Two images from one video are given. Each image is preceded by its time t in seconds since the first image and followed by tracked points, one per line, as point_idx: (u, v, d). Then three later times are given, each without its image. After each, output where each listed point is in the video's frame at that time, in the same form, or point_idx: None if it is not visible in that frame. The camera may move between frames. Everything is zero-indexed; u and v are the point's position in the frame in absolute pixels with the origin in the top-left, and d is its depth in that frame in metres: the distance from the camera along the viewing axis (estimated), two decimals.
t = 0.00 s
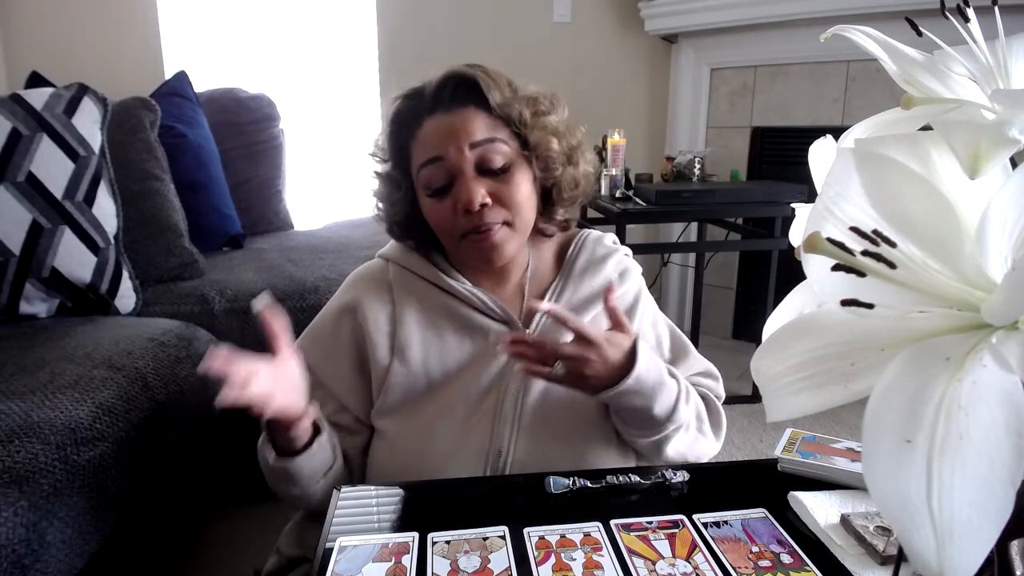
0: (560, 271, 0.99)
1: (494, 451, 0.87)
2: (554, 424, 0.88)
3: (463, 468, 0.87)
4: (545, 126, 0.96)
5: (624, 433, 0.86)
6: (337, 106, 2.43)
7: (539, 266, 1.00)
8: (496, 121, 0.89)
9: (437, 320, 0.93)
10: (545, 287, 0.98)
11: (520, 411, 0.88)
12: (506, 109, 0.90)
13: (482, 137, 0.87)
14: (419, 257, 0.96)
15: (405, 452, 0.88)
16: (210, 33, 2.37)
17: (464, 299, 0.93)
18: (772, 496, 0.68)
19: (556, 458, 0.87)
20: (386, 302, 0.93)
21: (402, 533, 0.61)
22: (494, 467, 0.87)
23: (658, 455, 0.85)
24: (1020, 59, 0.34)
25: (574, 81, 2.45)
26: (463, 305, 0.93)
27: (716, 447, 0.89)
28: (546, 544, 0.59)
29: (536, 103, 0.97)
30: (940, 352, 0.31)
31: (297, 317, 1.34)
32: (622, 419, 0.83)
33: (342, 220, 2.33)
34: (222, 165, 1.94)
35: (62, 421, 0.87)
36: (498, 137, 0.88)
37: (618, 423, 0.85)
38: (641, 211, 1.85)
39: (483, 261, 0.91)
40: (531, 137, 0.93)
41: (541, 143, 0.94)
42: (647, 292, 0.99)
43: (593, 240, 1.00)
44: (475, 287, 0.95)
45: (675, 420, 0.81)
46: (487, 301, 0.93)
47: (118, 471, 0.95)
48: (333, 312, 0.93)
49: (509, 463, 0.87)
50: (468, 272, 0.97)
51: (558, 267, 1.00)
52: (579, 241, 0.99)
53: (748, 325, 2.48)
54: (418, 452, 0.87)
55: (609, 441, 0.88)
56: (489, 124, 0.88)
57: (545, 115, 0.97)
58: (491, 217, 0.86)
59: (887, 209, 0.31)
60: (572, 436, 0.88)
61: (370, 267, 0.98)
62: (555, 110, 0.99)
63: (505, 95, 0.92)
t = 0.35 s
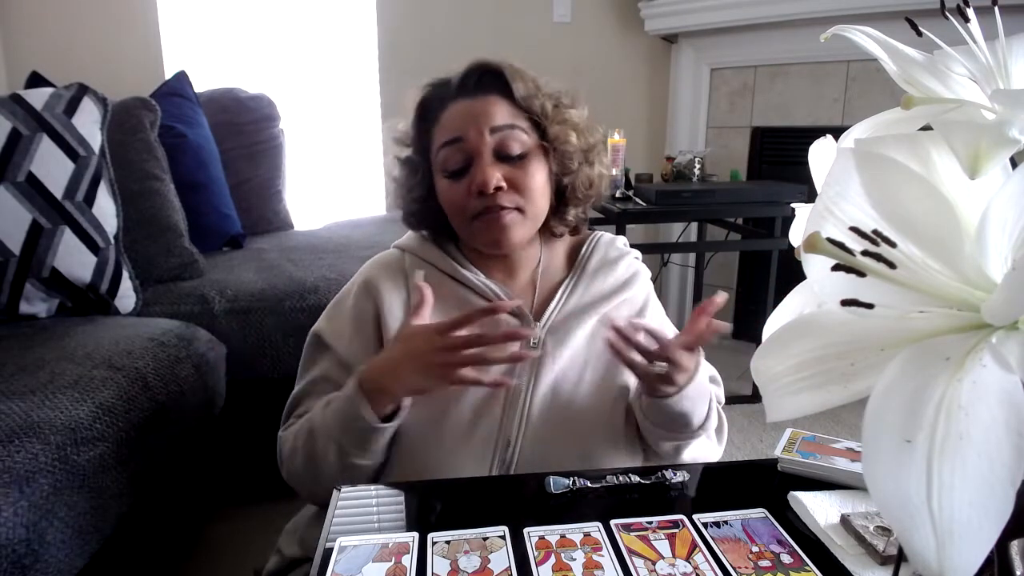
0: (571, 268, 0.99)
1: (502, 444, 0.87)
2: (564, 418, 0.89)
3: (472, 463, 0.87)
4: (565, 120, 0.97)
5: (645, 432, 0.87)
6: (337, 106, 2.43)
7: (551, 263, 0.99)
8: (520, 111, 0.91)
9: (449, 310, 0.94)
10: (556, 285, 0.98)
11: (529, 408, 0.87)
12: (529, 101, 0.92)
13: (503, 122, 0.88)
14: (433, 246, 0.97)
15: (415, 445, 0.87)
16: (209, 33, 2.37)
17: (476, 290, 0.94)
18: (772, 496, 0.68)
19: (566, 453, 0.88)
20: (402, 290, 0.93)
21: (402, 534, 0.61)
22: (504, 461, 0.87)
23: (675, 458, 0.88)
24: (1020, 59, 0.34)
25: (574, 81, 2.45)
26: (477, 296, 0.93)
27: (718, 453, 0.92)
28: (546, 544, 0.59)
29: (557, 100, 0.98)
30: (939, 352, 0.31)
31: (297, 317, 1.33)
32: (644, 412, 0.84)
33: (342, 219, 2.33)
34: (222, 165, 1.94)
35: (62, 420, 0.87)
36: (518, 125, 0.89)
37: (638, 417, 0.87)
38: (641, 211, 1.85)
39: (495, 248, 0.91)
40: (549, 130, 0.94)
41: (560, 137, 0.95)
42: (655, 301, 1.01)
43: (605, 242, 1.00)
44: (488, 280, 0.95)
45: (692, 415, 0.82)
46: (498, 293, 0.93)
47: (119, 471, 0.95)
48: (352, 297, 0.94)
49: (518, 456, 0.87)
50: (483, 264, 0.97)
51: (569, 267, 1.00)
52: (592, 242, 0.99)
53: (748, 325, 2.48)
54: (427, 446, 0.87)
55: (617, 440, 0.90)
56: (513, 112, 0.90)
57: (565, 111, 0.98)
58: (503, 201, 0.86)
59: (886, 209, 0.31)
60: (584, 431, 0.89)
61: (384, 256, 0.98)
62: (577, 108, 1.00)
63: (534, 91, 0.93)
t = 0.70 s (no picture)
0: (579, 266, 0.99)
1: (508, 436, 0.88)
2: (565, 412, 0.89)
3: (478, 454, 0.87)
4: (581, 122, 0.97)
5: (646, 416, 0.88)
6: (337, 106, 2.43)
7: (558, 260, 0.99)
8: (538, 111, 0.91)
9: (457, 302, 0.93)
10: (562, 282, 0.97)
11: (536, 400, 0.89)
12: (547, 102, 0.92)
13: (521, 123, 0.88)
14: (442, 240, 0.97)
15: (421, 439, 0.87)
16: (210, 33, 2.37)
17: (483, 282, 0.93)
18: (772, 496, 0.68)
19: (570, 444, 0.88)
20: (411, 283, 0.93)
21: (402, 534, 0.61)
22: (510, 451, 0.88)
23: (680, 444, 0.88)
24: (1020, 59, 0.34)
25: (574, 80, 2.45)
26: (483, 287, 0.93)
27: (722, 443, 0.92)
28: (546, 544, 0.59)
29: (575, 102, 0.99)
30: (939, 352, 0.31)
31: (297, 317, 1.33)
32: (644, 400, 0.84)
33: (342, 219, 2.33)
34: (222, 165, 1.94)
35: (62, 420, 0.87)
36: (535, 126, 0.89)
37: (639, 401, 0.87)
38: (641, 211, 1.85)
39: (503, 245, 0.91)
40: (565, 130, 0.94)
41: (574, 138, 0.95)
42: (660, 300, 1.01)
43: (612, 242, 1.00)
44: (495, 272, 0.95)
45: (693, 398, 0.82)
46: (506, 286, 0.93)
47: (119, 470, 0.95)
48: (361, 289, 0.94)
49: (524, 448, 0.88)
50: (491, 258, 0.97)
51: (576, 264, 1.00)
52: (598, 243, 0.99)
53: (748, 325, 2.48)
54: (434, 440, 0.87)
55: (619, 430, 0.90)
56: (530, 111, 0.90)
57: (581, 113, 0.98)
58: (518, 201, 0.86)
59: (886, 209, 0.31)
60: (588, 423, 0.89)
61: (394, 248, 0.98)
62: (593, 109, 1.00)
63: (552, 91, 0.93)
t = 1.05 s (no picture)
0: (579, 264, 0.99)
1: (507, 430, 0.88)
2: (563, 407, 0.89)
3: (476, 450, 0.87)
4: (590, 135, 0.98)
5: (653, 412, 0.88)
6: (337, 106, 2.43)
7: (558, 259, 0.99)
8: (547, 121, 0.91)
9: (458, 299, 0.93)
10: (563, 279, 0.97)
11: (535, 394, 0.89)
12: (557, 113, 0.92)
13: (531, 134, 0.88)
14: (443, 239, 0.97)
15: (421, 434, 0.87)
16: (210, 33, 2.37)
17: (485, 280, 0.94)
18: (772, 496, 0.68)
19: (569, 438, 0.88)
20: (412, 281, 0.93)
21: (402, 534, 0.61)
22: (509, 447, 0.88)
23: (685, 436, 0.88)
24: (1020, 60, 0.34)
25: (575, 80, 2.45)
26: (483, 284, 0.93)
27: (723, 438, 0.93)
28: (546, 544, 0.59)
29: (586, 115, 0.99)
30: (939, 352, 0.31)
31: (297, 318, 1.33)
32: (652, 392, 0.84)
33: (342, 220, 2.34)
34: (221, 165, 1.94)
35: (62, 420, 0.87)
36: (545, 138, 0.89)
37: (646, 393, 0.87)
38: (641, 211, 1.85)
39: (507, 248, 0.92)
40: (574, 143, 0.95)
41: (581, 150, 0.97)
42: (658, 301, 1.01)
43: (611, 242, 1.00)
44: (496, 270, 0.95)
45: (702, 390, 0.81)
46: (505, 282, 0.93)
47: (119, 471, 0.95)
48: (362, 288, 0.94)
49: (523, 442, 0.88)
50: (492, 257, 0.97)
51: (576, 263, 1.00)
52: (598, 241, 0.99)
53: (748, 325, 2.47)
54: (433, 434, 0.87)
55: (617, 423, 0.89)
56: (540, 122, 0.89)
57: (591, 124, 0.99)
58: (524, 212, 0.86)
59: (887, 210, 0.31)
60: (587, 418, 0.89)
61: (395, 248, 0.98)
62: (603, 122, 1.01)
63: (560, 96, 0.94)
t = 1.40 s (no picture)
0: (577, 263, 0.99)
1: (507, 428, 0.87)
2: (562, 407, 0.89)
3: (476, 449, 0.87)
4: (587, 135, 0.99)
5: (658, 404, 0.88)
6: (337, 106, 2.43)
7: (557, 258, 0.99)
8: (546, 122, 0.91)
9: (458, 298, 0.93)
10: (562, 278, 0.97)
11: (535, 391, 0.89)
12: (556, 113, 0.92)
13: (529, 134, 0.87)
14: (442, 240, 0.97)
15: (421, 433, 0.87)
16: (209, 33, 2.36)
17: (485, 280, 0.93)
18: (772, 496, 0.68)
19: (570, 435, 0.88)
20: (411, 281, 0.93)
21: (402, 533, 0.61)
22: (509, 445, 0.87)
23: (687, 424, 0.88)
24: (1020, 60, 0.34)
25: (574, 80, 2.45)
26: (481, 284, 0.93)
27: (724, 428, 0.92)
28: (546, 544, 0.59)
29: (583, 114, 1.00)
30: (939, 352, 0.31)
31: (296, 317, 1.33)
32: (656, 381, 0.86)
33: (342, 219, 2.34)
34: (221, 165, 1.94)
35: (62, 420, 0.87)
36: (543, 137, 0.89)
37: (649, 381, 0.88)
38: (641, 211, 1.85)
39: (505, 248, 0.92)
40: (571, 143, 0.96)
41: (579, 151, 0.97)
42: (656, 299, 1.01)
43: (609, 241, 1.00)
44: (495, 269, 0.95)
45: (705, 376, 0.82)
46: (503, 281, 0.93)
47: (119, 470, 0.95)
48: (362, 288, 0.94)
49: (523, 440, 0.88)
50: (491, 257, 0.97)
51: (575, 262, 1.00)
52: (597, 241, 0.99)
53: (748, 325, 2.47)
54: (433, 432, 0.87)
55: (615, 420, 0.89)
56: (539, 122, 0.89)
57: (587, 124, 0.99)
58: (522, 211, 0.87)
59: (886, 209, 0.31)
60: (587, 416, 0.88)
61: (394, 249, 0.98)
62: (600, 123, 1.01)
63: (558, 96, 0.94)
